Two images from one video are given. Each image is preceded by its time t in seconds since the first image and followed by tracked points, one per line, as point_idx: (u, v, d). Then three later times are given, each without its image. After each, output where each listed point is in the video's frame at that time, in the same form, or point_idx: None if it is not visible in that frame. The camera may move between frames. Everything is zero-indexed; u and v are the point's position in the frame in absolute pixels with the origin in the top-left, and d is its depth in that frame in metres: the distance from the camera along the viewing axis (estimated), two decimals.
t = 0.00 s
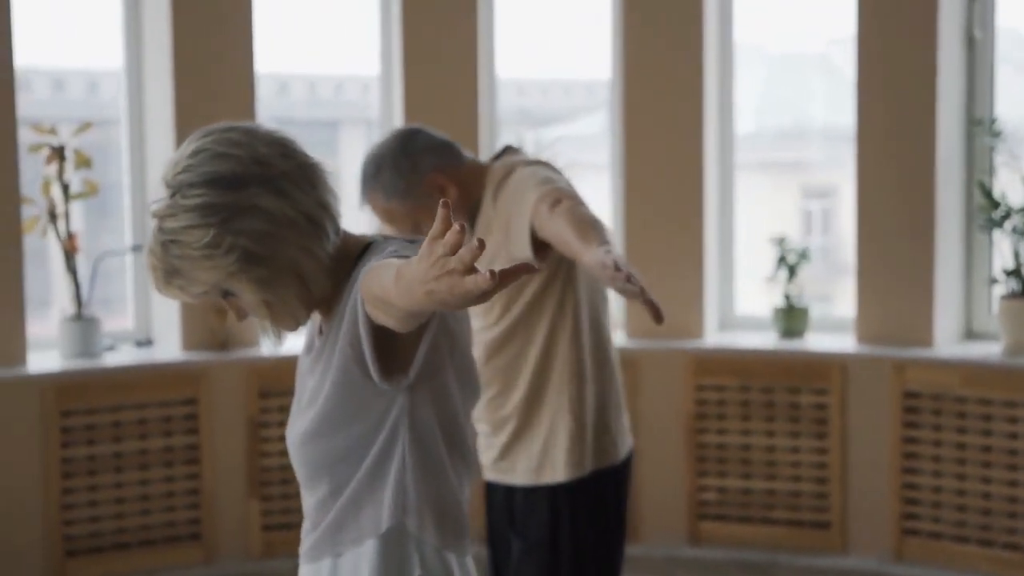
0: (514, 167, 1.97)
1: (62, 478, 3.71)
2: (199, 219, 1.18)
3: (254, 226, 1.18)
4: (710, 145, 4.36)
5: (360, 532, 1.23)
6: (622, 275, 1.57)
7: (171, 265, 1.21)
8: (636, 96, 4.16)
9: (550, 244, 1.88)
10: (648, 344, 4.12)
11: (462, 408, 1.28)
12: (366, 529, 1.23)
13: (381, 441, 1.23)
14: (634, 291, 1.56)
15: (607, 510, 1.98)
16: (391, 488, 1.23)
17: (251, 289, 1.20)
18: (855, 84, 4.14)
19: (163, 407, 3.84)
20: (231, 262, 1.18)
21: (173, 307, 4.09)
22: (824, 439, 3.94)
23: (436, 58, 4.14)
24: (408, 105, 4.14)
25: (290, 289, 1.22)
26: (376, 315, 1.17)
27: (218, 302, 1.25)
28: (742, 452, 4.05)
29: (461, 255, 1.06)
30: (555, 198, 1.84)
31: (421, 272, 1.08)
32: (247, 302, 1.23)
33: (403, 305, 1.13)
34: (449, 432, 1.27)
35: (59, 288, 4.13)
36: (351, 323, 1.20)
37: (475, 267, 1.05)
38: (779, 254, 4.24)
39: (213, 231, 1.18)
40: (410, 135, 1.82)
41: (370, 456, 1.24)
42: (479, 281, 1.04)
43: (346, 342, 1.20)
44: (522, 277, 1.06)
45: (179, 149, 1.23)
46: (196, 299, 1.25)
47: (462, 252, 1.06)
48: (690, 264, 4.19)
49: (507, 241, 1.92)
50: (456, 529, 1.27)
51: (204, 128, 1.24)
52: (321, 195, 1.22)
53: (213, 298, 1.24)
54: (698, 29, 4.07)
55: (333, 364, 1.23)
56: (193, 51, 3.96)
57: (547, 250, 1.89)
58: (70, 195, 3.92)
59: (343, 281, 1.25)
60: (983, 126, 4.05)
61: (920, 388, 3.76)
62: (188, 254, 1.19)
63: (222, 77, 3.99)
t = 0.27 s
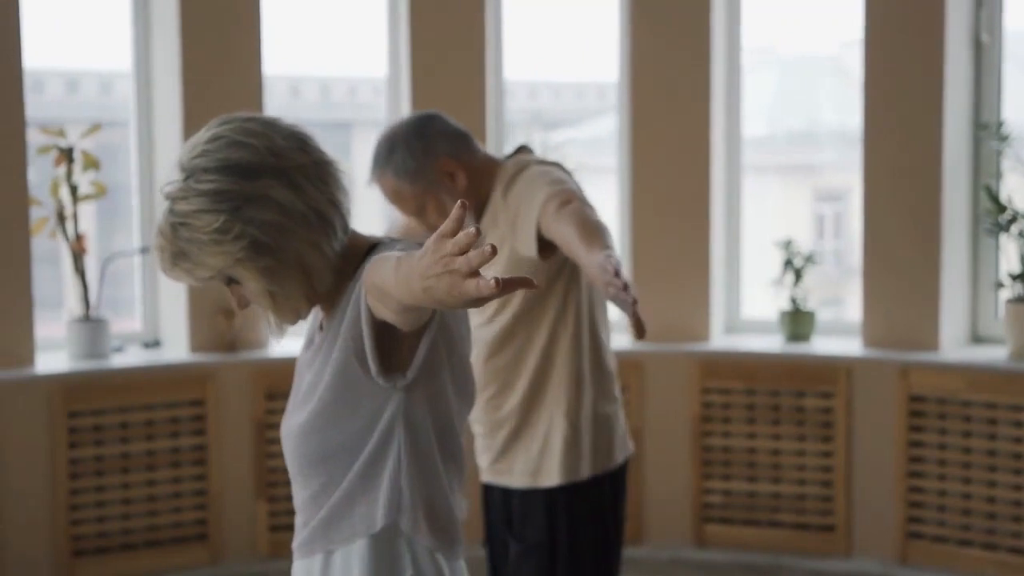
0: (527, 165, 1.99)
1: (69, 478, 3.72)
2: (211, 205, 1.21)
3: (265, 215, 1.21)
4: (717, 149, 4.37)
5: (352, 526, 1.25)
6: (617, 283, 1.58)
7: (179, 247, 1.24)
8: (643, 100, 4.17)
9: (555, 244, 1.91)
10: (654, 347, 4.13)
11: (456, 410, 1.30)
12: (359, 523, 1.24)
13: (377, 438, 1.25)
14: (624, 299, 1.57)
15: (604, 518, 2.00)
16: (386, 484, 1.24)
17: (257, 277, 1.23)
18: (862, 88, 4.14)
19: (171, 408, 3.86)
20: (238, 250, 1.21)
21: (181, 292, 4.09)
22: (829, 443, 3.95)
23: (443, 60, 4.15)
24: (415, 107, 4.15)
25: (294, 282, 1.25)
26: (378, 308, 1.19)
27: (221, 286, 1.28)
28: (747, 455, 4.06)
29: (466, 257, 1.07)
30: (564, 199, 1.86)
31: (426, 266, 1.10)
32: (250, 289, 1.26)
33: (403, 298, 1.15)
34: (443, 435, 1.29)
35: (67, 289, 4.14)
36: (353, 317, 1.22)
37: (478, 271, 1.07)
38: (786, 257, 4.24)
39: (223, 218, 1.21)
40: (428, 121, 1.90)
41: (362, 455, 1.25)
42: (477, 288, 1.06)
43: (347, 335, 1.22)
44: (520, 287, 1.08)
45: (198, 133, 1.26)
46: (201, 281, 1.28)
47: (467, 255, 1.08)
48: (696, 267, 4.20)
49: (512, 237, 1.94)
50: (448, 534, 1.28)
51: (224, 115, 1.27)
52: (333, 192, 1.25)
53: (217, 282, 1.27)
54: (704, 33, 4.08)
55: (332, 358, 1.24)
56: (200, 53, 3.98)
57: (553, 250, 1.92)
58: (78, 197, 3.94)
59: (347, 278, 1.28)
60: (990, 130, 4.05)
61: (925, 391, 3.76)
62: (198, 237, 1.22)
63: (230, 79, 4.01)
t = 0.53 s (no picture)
0: (538, 163, 2.01)
1: (76, 480, 3.74)
2: (224, 191, 1.24)
3: (277, 205, 1.24)
4: (722, 151, 4.37)
5: (347, 524, 1.25)
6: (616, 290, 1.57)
7: (190, 230, 1.27)
8: (648, 101, 4.17)
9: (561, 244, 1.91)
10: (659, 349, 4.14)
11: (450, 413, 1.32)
12: (354, 521, 1.25)
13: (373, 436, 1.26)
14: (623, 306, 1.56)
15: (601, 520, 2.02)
16: (382, 483, 1.25)
17: (264, 266, 1.26)
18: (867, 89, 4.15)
19: (178, 410, 3.87)
20: (248, 237, 1.25)
21: (188, 277, 4.09)
22: (835, 444, 3.95)
23: (449, 63, 4.16)
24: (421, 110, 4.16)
25: (299, 274, 1.28)
26: (380, 306, 1.21)
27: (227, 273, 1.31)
28: (753, 456, 4.06)
29: (475, 268, 1.10)
30: (571, 198, 1.86)
31: (434, 265, 1.12)
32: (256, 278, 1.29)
33: (402, 292, 1.17)
34: (437, 437, 1.31)
35: (74, 292, 4.16)
36: (355, 315, 1.23)
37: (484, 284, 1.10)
38: (791, 259, 4.25)
39: (236, 204, 1.24)
40: (445, 110, 2.02)
41: (358, 455, 1.26)
42: (483, 301, 1.09)
43: (348, 333, 1.23)
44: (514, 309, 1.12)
45: (217, 122, 1.30)
46: (208, 266, 1.31)
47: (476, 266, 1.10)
48: (702, 269, 4.20)
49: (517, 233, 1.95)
50: (442, 536, 1.29)
51: (243, 107, 1.31)
52: (344, 190, 1.28)
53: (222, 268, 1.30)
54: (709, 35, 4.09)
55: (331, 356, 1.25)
56: (206, 56, 3.99)
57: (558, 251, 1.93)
58: (85, 200, 3.96)
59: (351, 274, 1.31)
60: (995, 131, 4.05)
61: (930, 393, 3.77)
62: (209, 221, 1.25)
63: (236, 83, 4.02)
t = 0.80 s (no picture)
0: (548, 162, 2.03)
1: (82, 480, 3.75)
2: (242, 171, 1.22)
3: (293, 191, 1.23)
4: (727, 152, 4.38)
5: (337, 520, 1.26)
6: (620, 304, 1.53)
7: (204, 207, 1.25)
8: (653, 103, 4.18)
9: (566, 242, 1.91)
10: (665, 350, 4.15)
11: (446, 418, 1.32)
12: (344, 518, 1.26)
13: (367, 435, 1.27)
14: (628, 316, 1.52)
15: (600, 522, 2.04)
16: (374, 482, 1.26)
17: (273, 252, 1.24)
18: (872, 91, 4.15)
19: (184, 410, 3.89)
20: (262, 220, 1.23)
21: (195, 278, 4.10)
22: (840, 445, 3.95)
23: (454, 65, 4.17)
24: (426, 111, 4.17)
25: (307, 263, 1.26)
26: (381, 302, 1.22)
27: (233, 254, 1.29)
28: (758, 457, 4.07)
29: (485, 288, 1.11)
30: (576, 195, 1.86)
31: (447, 268, 1.13)
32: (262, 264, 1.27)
33: (402, 290, 1.18)
34: (432, 440, 1.31)
35: (81, 294, 4.18)
36: (355, 312, 1.25)
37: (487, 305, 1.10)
38: (797, 260, 4.25)
39: (253, 186, 1.22)
40: (464, 97, 2.07)
41: (350, 452, 1.27)
42: (482, 321, 1.10)
43: (347, 329, 1.25)
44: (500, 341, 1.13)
45: (241, 104, 1.28)
46: (216, 246, 1.29)
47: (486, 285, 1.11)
48: (707, 270, 4.20)
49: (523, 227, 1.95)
50: (433, 536, 1.31)
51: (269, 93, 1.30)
52: (361, 187, 1.27)
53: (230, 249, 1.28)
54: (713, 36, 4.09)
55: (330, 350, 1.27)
56: (211, 58, 4.00)
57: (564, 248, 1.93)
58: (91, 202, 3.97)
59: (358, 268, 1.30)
60: (1000, 132, 4.05)
61: (935, 394, 3.77)
62: (224, 200, 1.23)
63: (241, 85, 4.04)
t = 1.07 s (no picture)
0: (556, 163, 2.04)
1: (87, 480, 3.76)
2: (267, 150, 1.22)
3: (314, 179, 1.23)
4: (731, 153, 4.38)
5: (325, 512, 1.27)
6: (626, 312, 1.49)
7: (224, 179, 1.25)
8: (655, 104, 4.18)
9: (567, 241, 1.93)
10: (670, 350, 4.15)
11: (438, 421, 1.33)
12: (332, 510, 1.27)
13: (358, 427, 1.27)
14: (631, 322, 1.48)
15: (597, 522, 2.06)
16: (363, 475, 1.27)
17: (284, 235, 1.25)
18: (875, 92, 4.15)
19: (189, 411, 3.90)
20: (279, 201, 1.23)
21: (200, 278, 4.11)
22: (843, 446, 3.95)
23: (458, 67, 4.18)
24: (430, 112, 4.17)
25: (315, 249, 1.26)
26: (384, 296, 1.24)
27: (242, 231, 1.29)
28: (762, 458, 4.07)
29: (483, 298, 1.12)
30: (579, 195, 1.87)
31: (456, 270, 1.14)
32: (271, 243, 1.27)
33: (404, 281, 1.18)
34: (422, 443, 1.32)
35: (86, 295, 4.19)
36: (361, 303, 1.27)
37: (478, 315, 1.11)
38: (801, 261, 4.25)
39: (275, 167, 1.22)
40: (487, 85, 2.15)
41: (341, 445, 1.28)
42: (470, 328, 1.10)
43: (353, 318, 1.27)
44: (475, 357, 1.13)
45: (274, 85, 1.28)
46: (226, 218, 1.28)
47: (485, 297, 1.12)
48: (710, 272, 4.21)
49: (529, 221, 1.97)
50: (421, 540, 1.31)
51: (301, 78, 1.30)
52: (379, 186, 1.27)
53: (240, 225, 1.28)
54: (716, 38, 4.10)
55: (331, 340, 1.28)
56: (215, 60, 4.01)
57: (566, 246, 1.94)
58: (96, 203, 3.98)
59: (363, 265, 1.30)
60: (1004, 133, 4.05)
61: (939, 395, 3.77)
62: (244, 175, 1.23)
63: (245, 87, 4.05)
